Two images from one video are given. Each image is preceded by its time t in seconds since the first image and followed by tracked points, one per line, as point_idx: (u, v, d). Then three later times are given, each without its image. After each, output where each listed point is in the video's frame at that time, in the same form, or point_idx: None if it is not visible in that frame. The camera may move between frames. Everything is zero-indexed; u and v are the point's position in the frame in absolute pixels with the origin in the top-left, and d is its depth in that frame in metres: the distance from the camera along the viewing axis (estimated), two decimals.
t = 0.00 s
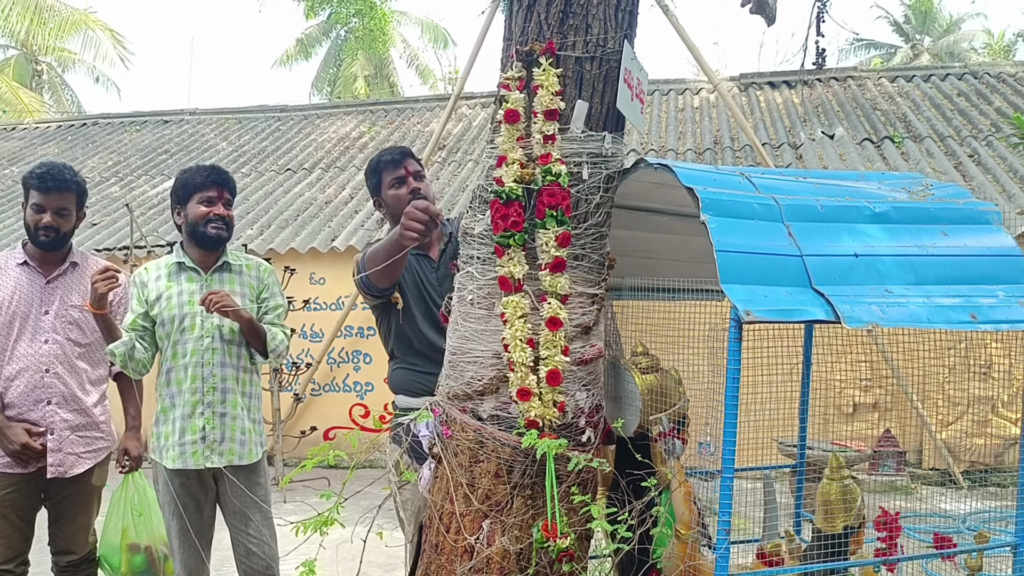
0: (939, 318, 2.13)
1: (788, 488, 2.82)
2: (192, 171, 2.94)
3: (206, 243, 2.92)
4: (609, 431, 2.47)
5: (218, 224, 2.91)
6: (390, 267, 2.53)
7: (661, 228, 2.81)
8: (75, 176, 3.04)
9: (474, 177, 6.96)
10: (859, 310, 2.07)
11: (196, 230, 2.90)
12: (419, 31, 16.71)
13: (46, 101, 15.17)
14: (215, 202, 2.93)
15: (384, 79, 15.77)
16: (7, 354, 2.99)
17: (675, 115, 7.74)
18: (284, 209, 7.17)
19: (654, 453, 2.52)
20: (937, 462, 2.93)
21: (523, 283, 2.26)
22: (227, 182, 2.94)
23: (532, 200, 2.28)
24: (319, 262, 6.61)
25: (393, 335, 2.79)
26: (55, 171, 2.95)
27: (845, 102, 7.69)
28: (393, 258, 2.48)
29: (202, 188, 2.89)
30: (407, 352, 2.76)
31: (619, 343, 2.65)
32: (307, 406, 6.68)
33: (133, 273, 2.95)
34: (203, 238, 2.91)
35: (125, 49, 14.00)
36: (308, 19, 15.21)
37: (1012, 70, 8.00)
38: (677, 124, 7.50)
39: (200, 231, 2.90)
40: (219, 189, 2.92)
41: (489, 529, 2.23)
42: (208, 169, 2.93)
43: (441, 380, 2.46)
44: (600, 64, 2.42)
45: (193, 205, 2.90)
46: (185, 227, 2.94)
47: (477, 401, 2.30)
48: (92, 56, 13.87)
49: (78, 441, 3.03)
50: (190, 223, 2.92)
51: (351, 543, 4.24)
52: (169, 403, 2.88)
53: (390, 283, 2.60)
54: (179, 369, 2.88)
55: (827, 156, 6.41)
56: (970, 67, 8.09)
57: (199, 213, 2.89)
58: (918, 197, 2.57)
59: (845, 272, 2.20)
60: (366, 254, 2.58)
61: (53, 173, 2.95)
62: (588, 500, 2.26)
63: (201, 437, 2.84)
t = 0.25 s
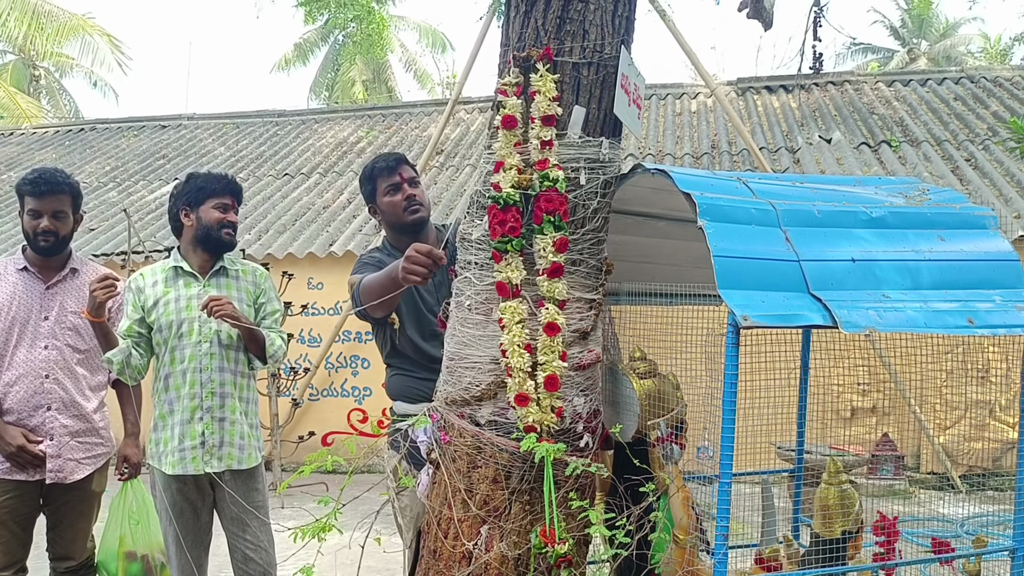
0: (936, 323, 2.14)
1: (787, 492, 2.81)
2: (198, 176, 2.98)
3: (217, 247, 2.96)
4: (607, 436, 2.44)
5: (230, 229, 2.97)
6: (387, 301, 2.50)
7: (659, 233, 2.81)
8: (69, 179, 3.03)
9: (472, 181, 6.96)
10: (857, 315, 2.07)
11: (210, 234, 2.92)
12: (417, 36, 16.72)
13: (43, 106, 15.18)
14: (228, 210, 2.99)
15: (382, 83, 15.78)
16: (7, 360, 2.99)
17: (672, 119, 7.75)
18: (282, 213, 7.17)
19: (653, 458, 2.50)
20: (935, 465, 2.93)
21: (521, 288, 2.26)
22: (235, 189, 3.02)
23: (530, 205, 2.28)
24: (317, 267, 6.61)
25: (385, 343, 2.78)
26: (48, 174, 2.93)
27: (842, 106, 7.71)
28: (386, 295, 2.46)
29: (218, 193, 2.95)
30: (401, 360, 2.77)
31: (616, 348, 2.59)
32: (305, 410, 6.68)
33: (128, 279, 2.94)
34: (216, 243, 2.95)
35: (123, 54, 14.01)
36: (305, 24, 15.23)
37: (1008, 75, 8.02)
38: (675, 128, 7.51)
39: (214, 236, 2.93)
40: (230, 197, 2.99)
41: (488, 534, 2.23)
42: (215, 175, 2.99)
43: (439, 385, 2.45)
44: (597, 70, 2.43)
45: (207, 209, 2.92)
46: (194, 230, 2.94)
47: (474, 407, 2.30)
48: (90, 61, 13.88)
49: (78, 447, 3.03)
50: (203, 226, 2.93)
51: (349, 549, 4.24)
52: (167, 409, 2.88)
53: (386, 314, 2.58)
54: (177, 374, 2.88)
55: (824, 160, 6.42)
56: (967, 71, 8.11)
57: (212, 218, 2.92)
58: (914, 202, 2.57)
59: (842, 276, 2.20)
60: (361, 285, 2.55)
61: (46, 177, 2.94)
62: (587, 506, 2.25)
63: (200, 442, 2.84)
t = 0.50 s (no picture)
0: (936, 325, 2.14)
1: (786, 494, 2.76)
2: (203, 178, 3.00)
3: (221, 249, 2.98)
4: (608, 438, 2.44)
5: (234, 231, 2.99)
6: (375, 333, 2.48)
7: (659, 235, 2.81)
8: (61, 178, 3.01)
9: (471, 183, 6.96)
10: (857, 317, 2.07)
11: (214, 236, 2.94)
12: (416, 37, 16.73)
13: (43, 108, 15.19)
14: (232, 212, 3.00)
15: (381, 85, 15.78)
16: (8, 361, 2.99)
17: (672, 121, 7.76)
18: (281, 215, 7.17)
19: (653, 460, 2.52)
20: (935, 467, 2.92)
21: (521, 290, 2.26)
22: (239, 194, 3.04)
23: (530, 207, 2.28)
24: (316, 268, 6.62)
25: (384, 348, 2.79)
26: (40, 173, 2.91)
27: (841, 107, 7.72)
28: (377, 326, 2.43)
29: (224, 195, 2.95)
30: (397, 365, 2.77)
31: (617, 350, 2.60)
32: (305, 412, 6.67)
33: (127, 279, 2.93)
34: (221, 245, 2.97)
35: (122, 56, 14.01)
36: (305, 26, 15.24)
37: (1007, 76, 8.03)
38: (674, 130, 7.52)
39: (218, 237, 2.95)
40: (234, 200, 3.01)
41: (488, 537, 2.23)
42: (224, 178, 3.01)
43: (439, 387, 2.45)
44: (597, 72, 2.43)
45: (212, 212, 2.93)
46: (198, 232, 2.95)
47: (475, 409, 2.30)
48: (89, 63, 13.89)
49: (78, 447, 3.01)
50: (207, 228, 2.93)
51: (349, 551, 4.24)
52: (166, 410, 2.87)
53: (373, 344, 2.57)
54: (176, 375, 2.87)
55: (823, 162, 6.43)
56: (966, 73, 8.12)
57: (217, 220, 2.94)
58: (914, 204, 2.57)
59: (843, 278, 2.21)
60: (349, 317, 2.53)
61: (38, 176, 2.93)
62: (587, 508, 2.25)
63: (199, 442, 2.83)
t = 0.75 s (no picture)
0: (936, 323, 2.15)
1: (786, 494, 2.82)
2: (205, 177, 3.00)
3: (222, 247, 2.97)
4: (608, 437, 2.44)
5: (235, 229, 2.99)
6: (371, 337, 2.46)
7: (660, 234, 2.82)
8: (56, 174, 3.00)
9: (471, 183, 6.97)
10: (857, 316, 2.08)
11: (216, 234, 2.94)
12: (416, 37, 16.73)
13: (42, 108, 15.17)
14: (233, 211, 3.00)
15: (380, 85, 15.78)
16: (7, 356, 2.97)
17: (671, 121, 7.77)
18: (280, 215, 7.17)
19: (654, 458, 2.52)
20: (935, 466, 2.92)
21: (521, 289, 2.26)
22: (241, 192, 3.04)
23: (531, 206, 2.29)
24: (316, 268, 6.61)
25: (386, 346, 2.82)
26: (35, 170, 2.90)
27: (840, 108, 7.73)
28: (375, 330, 2.42)
29: (225, 194, 2.96)
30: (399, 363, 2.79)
31: (617, 349, 2.62)
32: (304, 412, 6.67)
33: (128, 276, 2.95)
34: (222, 243, 2.96)
35: (122, 56, 14.00)
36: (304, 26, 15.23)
37: (1006, 76, 8.04)
38: (673, 130, 7.53)
39: (220, 236, 2.95)
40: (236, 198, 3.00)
41: (489, 535, 2.23)
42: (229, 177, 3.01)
43: (440, 386, 2.45)
44: (598, 70, 2.43)
45: (214, 210, 2.94)
46: (200, 230, 2.95)
47: (476, 407, 2.30)
48: (89, 63, 13.87)
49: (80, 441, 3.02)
50: (209, 227, 2.93)
51: (349, 551, 4.23)
52: (166, 407, 2.87)
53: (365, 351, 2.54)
54: (176, 373, 2.87)
55: (823, 162, 6.44)
56: (965, 73, 8.14)
57: (219, 218, 2.94)
58: (914, 203, 2.58)
59: (844, 277, 2.21)
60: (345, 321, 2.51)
61: (34, 175, 2.92)
62: (587, 506, 2.26)
63: (199, 440, 2.83)
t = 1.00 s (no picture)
0: (938, 322, 2.14)
1: (786, 493, 2.82)
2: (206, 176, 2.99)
3: (224, 245, 2.98)
4: (609, 435, 2.44)
5: (238, 228, 2.99)
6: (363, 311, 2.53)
7: (661, 232, 2.81)
8: (53, 171, 2.98)
9: (471, 182, 6.96)
10: (859, 314, 2.08)
11: (218, 232, 2.93)
12: (415, 36, 16.72)
13: (41, 107, 15.14)
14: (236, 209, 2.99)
15: (379, 84, 15.77)
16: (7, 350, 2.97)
17: (671, 120, 7.77)
18: (280, 214, 7.16)
19: (654, 457, 2.51)
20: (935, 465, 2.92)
21: (522, 287, 2.26)
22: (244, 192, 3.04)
23: (532, 205, 2.28)
24: (315, 266, 6.60)
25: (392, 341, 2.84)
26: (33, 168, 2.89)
27: (840, 107, 7.73)
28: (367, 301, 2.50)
29: (226, 192, 2.95)
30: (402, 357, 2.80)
31: (617, 348, 2.63)
32: (304, 411, 6.67)
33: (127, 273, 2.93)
34: (224, 241, 2.96)
35: (121, 55, 13.97)
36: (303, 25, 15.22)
37: (1006, 75, 8.05)
38: (673, 129, 7.53)
39: (222, 234, 2.94)
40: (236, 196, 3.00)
41: (489, 534, 2.22)
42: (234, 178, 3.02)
43: (440, 385, 2.45)
44: (598, 69, 2.43)
45: (216, 208, 2.93)
46: (202, 228, 2.94)
47: (476, 406, 2.30)
48: (87, 62, 13.85)
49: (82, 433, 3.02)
50: (211, 225, 2.92)
51: (349, 549, 4.23)
52: (166, 405, 2.87)
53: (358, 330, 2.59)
54: (176, 370, 2.86)
55: (823, 161, 6.44)
56: (965, 72, 8.14)
57: (221, 216, 2.93)
58: (915, 202, 2.58)
59: (845, 276, 2.21)
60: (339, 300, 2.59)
61: (31, 173, 2.90)
62: (587, 506, 2.25)
63: (198, 438, 2.82)
